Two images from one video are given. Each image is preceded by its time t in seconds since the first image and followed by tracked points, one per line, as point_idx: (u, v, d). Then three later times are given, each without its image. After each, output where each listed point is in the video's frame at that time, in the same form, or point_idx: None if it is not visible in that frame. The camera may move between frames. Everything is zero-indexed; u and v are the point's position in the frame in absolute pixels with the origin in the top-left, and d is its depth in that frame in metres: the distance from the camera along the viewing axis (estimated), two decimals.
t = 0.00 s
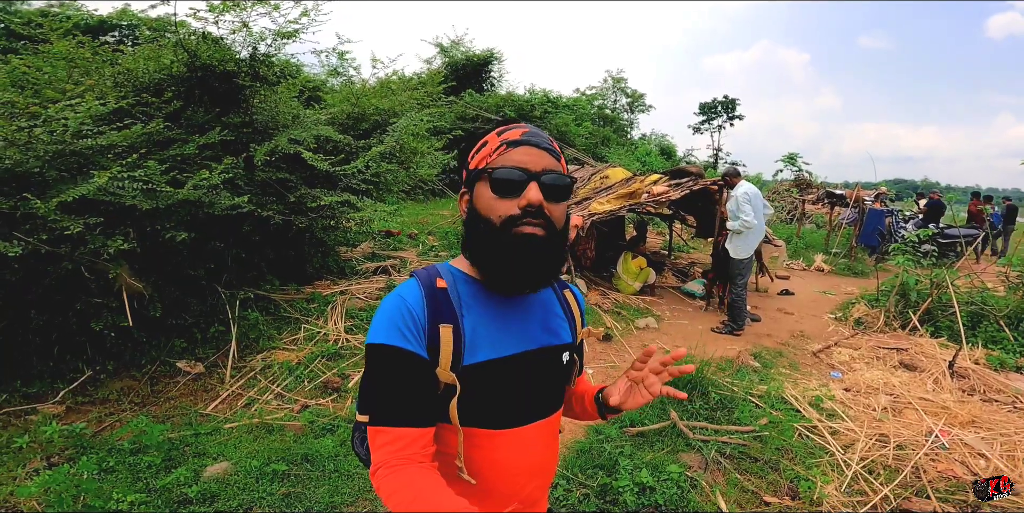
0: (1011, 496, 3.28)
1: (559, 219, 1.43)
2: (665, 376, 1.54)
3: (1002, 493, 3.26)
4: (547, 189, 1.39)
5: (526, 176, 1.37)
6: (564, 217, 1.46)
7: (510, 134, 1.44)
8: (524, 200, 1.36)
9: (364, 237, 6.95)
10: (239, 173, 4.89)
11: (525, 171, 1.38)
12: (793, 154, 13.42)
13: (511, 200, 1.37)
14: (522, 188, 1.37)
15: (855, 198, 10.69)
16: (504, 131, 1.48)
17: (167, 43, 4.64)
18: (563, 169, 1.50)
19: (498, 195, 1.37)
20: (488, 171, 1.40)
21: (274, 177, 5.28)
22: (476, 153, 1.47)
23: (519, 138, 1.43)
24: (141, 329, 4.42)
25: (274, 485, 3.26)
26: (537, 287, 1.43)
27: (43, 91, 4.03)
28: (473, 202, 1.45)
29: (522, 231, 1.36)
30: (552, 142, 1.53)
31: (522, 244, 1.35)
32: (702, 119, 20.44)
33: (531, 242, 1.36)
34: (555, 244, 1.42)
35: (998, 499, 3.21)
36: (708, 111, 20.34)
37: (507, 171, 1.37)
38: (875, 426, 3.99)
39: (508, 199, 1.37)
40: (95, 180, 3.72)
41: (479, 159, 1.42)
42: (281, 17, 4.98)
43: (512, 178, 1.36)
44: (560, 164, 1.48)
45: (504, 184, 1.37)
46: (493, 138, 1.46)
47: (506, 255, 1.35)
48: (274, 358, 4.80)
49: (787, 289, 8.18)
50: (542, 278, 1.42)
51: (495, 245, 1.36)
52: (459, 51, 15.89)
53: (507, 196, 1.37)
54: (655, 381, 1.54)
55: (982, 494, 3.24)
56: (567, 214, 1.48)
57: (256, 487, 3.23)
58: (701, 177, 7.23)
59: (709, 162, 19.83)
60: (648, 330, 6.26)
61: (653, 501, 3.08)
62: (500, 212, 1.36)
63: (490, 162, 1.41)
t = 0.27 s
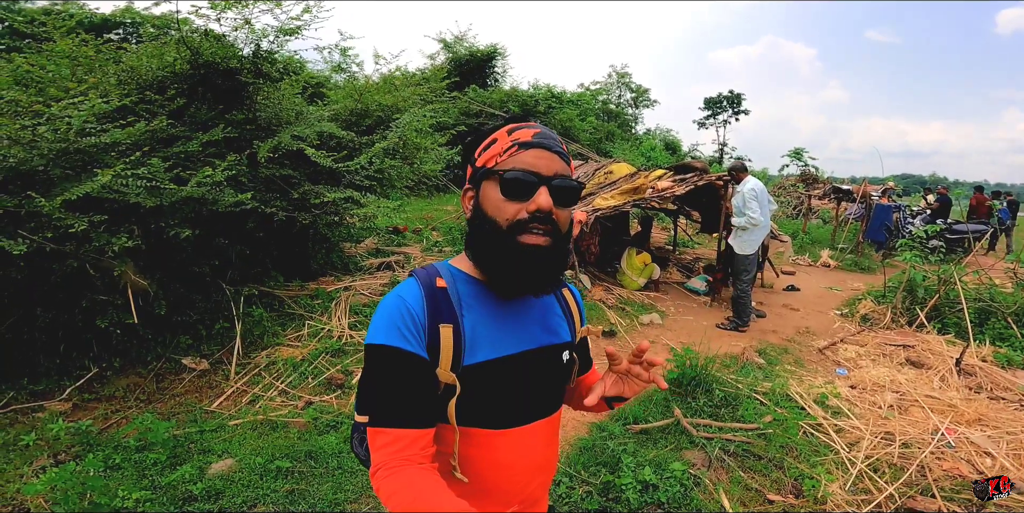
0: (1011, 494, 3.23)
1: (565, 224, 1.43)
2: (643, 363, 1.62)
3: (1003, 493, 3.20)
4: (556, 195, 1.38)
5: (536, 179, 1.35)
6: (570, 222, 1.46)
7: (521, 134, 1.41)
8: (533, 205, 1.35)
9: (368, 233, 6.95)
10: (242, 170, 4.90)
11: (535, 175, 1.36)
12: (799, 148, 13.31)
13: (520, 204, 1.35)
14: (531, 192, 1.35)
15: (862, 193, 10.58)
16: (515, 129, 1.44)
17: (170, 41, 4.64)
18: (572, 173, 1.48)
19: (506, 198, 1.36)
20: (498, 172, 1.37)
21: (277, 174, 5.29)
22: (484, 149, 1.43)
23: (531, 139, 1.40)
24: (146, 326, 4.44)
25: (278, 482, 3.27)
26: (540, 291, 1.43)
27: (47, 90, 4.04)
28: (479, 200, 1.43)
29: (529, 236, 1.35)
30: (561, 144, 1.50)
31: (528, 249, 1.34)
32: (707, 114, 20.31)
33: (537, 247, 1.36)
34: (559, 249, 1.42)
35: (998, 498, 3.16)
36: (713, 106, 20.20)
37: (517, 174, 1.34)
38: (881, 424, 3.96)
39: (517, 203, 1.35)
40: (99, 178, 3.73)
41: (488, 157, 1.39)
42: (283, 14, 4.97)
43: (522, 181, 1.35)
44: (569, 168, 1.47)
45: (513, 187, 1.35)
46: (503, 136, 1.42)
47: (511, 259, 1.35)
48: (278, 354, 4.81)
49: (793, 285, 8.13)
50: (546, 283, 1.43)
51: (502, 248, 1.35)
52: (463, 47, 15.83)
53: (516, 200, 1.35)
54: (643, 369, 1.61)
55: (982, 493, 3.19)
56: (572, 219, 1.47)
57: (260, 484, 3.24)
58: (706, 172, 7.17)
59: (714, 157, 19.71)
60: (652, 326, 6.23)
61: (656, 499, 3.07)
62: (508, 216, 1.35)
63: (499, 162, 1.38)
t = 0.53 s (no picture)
0: (1011, 494, 3.19)
1: (565, 225, 1.43)
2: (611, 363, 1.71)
3: (1003, 493, 3.17)
4: (557, 195, 1.38)
5: (537, 180, 1.35)
6: (569, 222, 1.46)
7: (522, 134, 1.40)
8: (534, 206, 1.34)
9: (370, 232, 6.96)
10: (244, 169, 4.90)
11: (536, 176, 1.35)
12: (802, 146, 13.26)
13: (521, 205, 1.35)
14: (532, 193, 1.35)
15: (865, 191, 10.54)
16: (515, 128, 1.43)
17: (171, 40, 4.65)
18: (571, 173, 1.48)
19: (507, 199, 1.35)
20: (499, 172, 1.36)
21: (279, 172, 5.29)
22: (485, 148, 1.42)
23: (532, 139, 1.39)
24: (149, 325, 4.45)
25: (280, 481, 3.28)
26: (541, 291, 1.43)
27: (49, 89, 4.04)
28: (480, 200, 1.42)
29: (530, 238, 1.35)
30: (561, 144, 1.50)
31: (529, 250, 1.34)
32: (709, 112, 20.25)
33: (538, 248, 1.35)
34: (559, 249, 1.42)
35: (997, 499, 3.13)
36: (716, 104, 20.14)
37: (519, 175, 1.34)
38: (884, 423, 3.94)
39: (518, 204, 1.35)
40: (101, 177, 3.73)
41: (489, 158, 1.38)
42: (284, 13, 4.97)
43: (523, 183, 1.34)
44: (569, 168, 1.46)
45: (514, 188, 1.34)
46: (504, 136, 1.41)
47: (513, 260, 1.35)
48: (280, 353, 4.82)
49: (796, 284, 8.10)
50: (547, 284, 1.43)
51: (503, 249, 1.35)
52: (464, 45, 15.81)
53: (517, 201, 1.35)
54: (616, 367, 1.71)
55: (982, 494, 3.16)
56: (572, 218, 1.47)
57: (262, 483, 3.25)
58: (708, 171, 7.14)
59: (717, 156, 19.65)
60: (654, 325, 6.22)
61: (658, 499, 3.07)
62: (509, 216, 1.34)
63: (500, 163, 1.36)
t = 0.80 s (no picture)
0: (1012, 495, 3.19)
1: (545, 212, 1.41)
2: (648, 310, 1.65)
3: (1003, 493, 3.16)
4: (527, 185, 1.37)
5: (503, 174, 1.36)
6: (552, 210, 1.44)
7: (486, 132, 1.42)
8: (503, 199, 1.35)
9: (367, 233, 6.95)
10: (241, 172, 4.88)
11: (501, 169, 1.36)
12: (798, 145, 13.32)
13: (491, 201, 1.36)
14: (501, 187, 1.36)
15: (861, 189, 10.58)
16: (482, 129, 1.46)
17: (165, 43, 4.63)
18: (547, 160, 1.46)
19: (478, 196, 1.37)
20: (468, 174, 1.40)
21: (275, 175, 5.27)
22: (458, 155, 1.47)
23: (495, 135, 1.41)
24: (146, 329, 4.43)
25: (281, 484, 3.27)
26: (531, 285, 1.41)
27: (43, 93, 4.02)
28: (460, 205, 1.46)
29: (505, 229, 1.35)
30: (534, 133, 1.49)
31: (505, 243, 1.34)
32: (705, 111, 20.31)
33: (514, 239, 1.35)
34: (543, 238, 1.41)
35: (998, 499, 3.13)
36: (711, 103, 20.21)
37: (483, 172, 1.36)
38: (883, 420, 3.96)
39: (488, 199, 1.36)
40: (97, 181, 3.72)
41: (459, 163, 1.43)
42: (279, 15, 4.96)
43: (489, 178, 1.36)
44: (542, 155, 1.44)
45: (482, 185, 1.36)
46: (471, 139, 1.45)
47: (491, 256, 1.35)
48: (279, 356, 4.80)
49: (793, 281, 8.13)
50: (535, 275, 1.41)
51: (480, 245, 1.36)
52: (459, 46, 15.81)
53: (487, 197, 1.36)
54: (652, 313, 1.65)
55: (982, 494, 3.15)
56: (554, 206, 1.45)
57: (263, 486, 3.24)
58: (704, 170, 7.15)
59: (712, 154, 19.71)
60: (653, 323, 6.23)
61: (659, 497, 3.07)
62: (480, 213, 1.36)
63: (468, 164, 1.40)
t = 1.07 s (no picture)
0: (1012, 495, 3.18)
1: (540, 207, 1.40)
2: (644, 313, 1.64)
3: (1003, 493, 3.16)
4: (520, 182, 1.37)
5: (495, 173, 1.35)
6: (547, 204, 1.43)
7: (474, 134, 1.42)
8: (498, 198, 1.35)
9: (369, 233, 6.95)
10: (243, 170, 4.89)
11: (493, 168, 1.36)
12: (800, 146, 13.30)
13: (486, 201, 1.36)
14: (494, 186, 1.36)
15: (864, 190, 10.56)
16: (469, 131, 1.46)
17: (169, 42, 4.64)
18: (537, 155, 1.46)
19: (473, 197, 1.37)
20: (461, 176, 1.39)
21: (277, 174, 5.28)
22: (449, 160, 1.47)
23: (483, 135, 1.41)
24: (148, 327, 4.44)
25: (282, 483, 3.27)
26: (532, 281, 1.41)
27: (47, 92, 4.03)
28: (456, 208, 1.45)
29: (502, 227, 1.34)
30: (521, 130, 1.48)
31: (505, 242, 1.34)
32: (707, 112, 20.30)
33: (513, 237, 1.35)
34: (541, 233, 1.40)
35: (998, 499, 3.13)
36: (713, 104, 20.19)
37: (475, 173, 1.35)
38: (885, 421, 3.95)
39: (483, 200, 1.36)
40: (100, 179, 3.73)
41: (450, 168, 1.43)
42: (281, 14, 4.97)
43: (482, 178, 1.35)
44: (533, 151, 1.44)
45: (476, 186, 1.36)
46: (460, 142, 1.44)
47: (492, 255, 1.35)
48: (280, 355, 4.80)
49: (795, 282, 8.11)
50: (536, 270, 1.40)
51: (480, 246, 1.36)
52: (462, 46, 15.82)
53: (482, 197, 1.36)
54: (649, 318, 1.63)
55: (982, 493, 3.16)
56: (549, 201, 1.45)
57: (263, 485, 3.24)
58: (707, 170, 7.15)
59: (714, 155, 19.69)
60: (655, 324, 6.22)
61: (660, 498, 3.07)
62: (477, 214, 1.36)
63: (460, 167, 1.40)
